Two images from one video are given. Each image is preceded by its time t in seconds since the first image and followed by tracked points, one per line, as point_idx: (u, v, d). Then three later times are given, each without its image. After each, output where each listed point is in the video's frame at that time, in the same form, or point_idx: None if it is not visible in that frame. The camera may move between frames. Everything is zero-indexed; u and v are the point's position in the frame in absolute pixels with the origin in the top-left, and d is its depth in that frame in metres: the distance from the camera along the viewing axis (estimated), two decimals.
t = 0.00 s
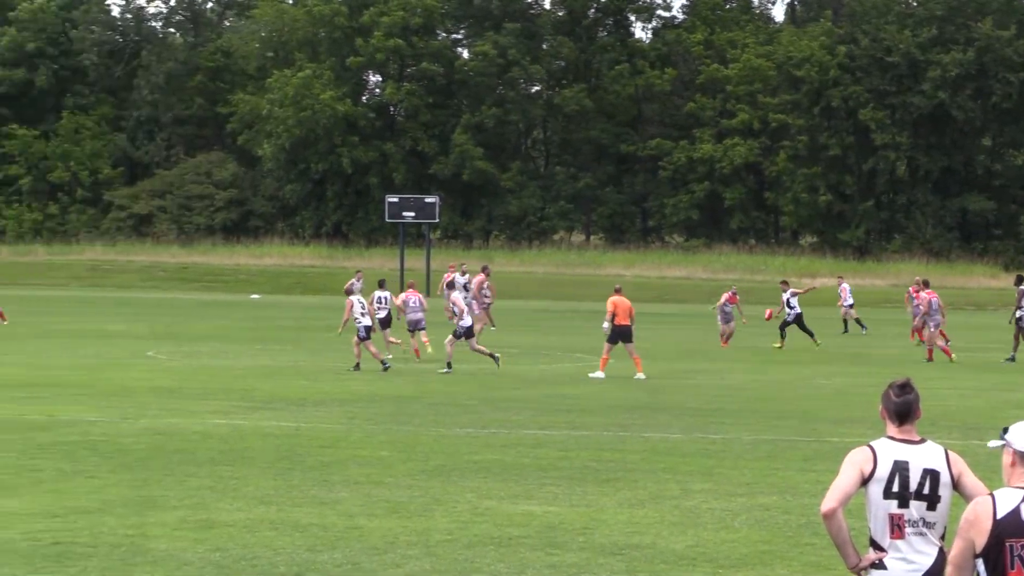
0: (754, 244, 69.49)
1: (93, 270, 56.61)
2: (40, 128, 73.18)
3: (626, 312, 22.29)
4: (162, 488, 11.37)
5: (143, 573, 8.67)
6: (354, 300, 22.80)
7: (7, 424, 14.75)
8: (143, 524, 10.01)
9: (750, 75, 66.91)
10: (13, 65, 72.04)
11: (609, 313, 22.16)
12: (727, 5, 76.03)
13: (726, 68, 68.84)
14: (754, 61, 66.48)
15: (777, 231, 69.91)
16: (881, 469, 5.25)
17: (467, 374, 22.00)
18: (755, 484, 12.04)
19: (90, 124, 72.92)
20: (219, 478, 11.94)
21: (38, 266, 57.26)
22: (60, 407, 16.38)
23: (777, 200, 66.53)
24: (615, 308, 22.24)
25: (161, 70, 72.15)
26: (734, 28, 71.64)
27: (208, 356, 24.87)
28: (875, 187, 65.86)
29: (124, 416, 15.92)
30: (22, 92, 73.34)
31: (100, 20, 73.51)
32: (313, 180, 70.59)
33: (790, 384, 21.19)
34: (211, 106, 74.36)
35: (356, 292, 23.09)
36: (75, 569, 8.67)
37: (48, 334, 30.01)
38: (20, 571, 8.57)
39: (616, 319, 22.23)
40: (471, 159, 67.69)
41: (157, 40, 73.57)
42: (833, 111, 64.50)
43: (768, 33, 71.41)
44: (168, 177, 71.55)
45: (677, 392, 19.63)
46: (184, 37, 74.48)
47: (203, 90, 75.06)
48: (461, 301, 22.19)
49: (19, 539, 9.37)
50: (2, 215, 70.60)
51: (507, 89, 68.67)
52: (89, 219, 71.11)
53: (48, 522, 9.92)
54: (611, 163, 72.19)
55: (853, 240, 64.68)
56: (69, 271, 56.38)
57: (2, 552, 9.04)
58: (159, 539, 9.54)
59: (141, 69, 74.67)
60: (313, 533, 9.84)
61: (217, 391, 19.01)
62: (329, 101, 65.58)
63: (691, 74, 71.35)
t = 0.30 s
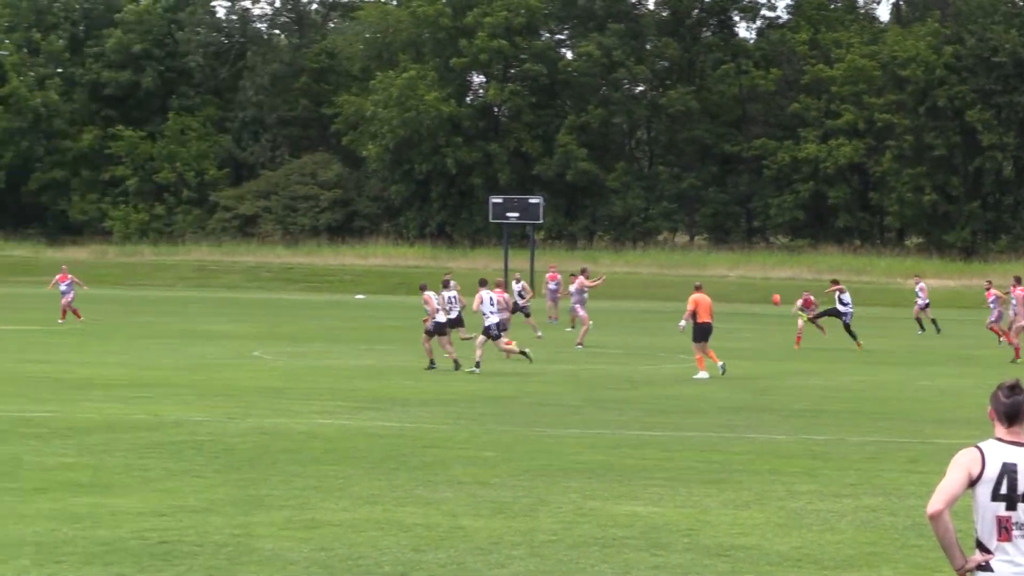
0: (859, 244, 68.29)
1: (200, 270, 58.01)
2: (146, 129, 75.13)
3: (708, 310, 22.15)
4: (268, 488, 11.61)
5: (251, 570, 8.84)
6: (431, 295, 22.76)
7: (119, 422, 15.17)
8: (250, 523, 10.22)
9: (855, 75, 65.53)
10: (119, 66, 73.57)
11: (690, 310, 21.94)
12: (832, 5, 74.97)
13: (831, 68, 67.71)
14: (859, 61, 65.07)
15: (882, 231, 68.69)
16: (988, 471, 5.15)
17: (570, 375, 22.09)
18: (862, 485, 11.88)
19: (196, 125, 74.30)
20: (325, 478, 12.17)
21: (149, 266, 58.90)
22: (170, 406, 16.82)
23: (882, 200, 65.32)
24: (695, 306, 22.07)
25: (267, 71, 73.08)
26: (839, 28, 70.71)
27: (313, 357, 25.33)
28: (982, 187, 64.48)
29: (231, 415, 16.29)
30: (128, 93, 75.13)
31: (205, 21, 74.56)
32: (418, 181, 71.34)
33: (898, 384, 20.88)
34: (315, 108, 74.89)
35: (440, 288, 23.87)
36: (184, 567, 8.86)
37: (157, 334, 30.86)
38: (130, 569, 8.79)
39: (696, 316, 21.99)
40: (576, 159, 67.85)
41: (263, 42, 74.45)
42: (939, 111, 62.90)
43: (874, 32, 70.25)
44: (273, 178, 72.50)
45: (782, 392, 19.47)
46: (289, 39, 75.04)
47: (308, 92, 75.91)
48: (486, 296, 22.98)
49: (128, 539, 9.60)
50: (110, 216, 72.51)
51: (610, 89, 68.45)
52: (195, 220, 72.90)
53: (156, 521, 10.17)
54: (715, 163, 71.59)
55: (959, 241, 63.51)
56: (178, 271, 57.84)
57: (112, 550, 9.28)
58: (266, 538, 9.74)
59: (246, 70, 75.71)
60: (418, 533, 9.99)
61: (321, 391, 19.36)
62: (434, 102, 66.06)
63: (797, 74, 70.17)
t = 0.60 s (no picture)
0: (993, 247, 66.37)
1: (330, 270, 59.30)
2: (276, 130, 76.80)
3: (816, 313, 21.77)
4: (399, 487, 11.85)
5: (382, 570, 9.01)
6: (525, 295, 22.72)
7: (252, 421, 15.59)
8: (379, 523, 10.41)
9: (988, 76, 63.73)
10: (250, 68, 75.63)
11: (799, 312, 21.57)
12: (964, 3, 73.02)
13: (964, 68, 65.96)
14: (992, 60, 63.30)
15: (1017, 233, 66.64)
16: None
17: (696, 376, 22.00)
18: (997, 489, 11.59)
19: (326, 126, 75.79)
20: (454, 478, 12.37)
21: (281, 266, 60.49)
22: (301, 406, 17.23)
23: (1017, 202, 63.37)
24: (803, 308, 21.70)
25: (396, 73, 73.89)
26: (972, 27, 68.91)
27: (442, 357, 25.77)
28: None
29: (361, 415, 16.61)
30: (258, 95, 77.01)
31: (334, 23, 75.83)
32: (547, 182, 71.73)
33: None
34: (444, 108, 75.93)
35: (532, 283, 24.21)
36: (315, 566, 9.07)
37: (290, 334, 31.68)
38: (261, 568, 9.04)
39: (805, 318, 21.63)
40: (705, 160, 67.35)
41: (394, 45, 75.65)
42: None
43: (1008, 31, 68.21)
44: (403, 179, 72.99)
45: (914, 394, 19.08)
46: (419, 40, 76.04)
47: (438, 93, 76.83)
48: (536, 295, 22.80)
49: (259, 537, 9.85)
50: (242, 216, 74.41)
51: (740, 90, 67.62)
52: (325, 220, 74.56)
53: (286, 519, 10.42)
54: (845, 164, 70.31)
55: None
56: (309, 271, 59.22)
57: (243, 548, 9.54)
58: (396, 537, 9.94)
59: (375, 73, 76.80)
60: (547, 533, 10.11)
61: (449, 391, 19.64)
62: (563, 103, 66.20)
63: (928, 74, 68.56)
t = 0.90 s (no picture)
0: None
1: (438, 270, 59.99)
2: (385, 131, 77.95)
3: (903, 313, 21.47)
4: (507, 488, 11.98)
5: (490, 570, 9.03)
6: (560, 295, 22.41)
7: (361, 422, 15.85)
8: (485, 524, 10.47)
9: None
10: (359, 69, 76.98)
11: (890, 310, 21.17)
12: None
13: None
14: None
15: None
16: None
17: (803, 378, 21.79)
18: None
19: (434, 128, 76.57)
20: (562, 478, 12.50)
21: (387, 266, 61.46)
22: (410, 407, 17.51)
23: None
24: (893, 306, 21.32)
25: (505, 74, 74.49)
26: None
27: (547, 357, 25.98)
28: None
29: (469, 416, 16.82)
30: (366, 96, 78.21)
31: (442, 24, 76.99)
32: (655, 183, 71.62)
33: None
34: (553, 110, 76.12)
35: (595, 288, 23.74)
36: (421, 567, 9.11)
37: (398, 335, 32.23)
38: (368, 568, 9.02)
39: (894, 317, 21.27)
40: (815, 162, 66.36)
41: (502, 46, 76.29)
42: None
43: None
44: (511, 180, 73.35)
45: None
46: (527, 41, 76.73)
47: (546, 93, 76.78)
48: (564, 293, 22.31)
49: (366, 537, 9.89)
50: (350, 217, 75.32)
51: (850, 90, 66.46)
52: (433, 221, 75.05)
53: (394, 519, 10.47)
54: (955, 164, 68.72)
55: None
56: (416, 271, 59.97)
57: (350, 548, 9.53)
58: (503, 537, 10.02)
59: (484, 74, 77.31)
60: (655, 534, 10.17)
61: (556, 392, 19.80)
62: (672, 103, 65.73)
63: None
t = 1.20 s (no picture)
0: None
1: (540, 271, 60.35)
2: (488, 132, 78.44)
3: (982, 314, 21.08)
4: (610, 488, 12.12)
5: (591, 572, 9.10)
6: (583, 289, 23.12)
7: (465, 422, 16.18)
8: (587, 524, 10.60)
9: None
10: (462, 70, 77.63)
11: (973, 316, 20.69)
12: None
13: None
14: None
15: None
16: None
17: (912, 379, 21.53)
18: None
19: (537, 128, 76.78)
20: (665, 478, 12.61)
21: (489, 266, 62.02)
22: (513, 407, 17.78)
23: None
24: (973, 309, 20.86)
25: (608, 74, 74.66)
26: None
27: (650, 357, 26.15)
28: None
29: (571, 416, 17.05)
30: (470, 96, 78.78)
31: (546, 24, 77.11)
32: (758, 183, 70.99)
33: None
34: (655, 110, 75.86)
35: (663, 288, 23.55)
36: (522, 567, 9.19)
37: (500, 334, 32.69)
38: (471, 568, 9.13)
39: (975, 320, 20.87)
40: (920, 162, 65.14)
41: (605, 47, 76.31)
42: None
43: None
44: (613, 181, 73.29)
45: None
46: (631, 41, 76.72)
47: (650, 94, 76.68)
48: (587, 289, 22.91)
49: (469, 537, 10.03)
50: (454, 218, 75.92)
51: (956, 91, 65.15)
52: (536, 221, 75.22)
53: (496, 519, 10.63)
54: None
55: None
56: (517, 271, 60.39)
57: (453, 549, 9.66)
58: (604, 539, 10.09)
59: (587, 74, 77.30)
60: (757, 535, 10.22)
61: (658, 391, 19.95)
62: (775, 104, 64.95)
63: None
